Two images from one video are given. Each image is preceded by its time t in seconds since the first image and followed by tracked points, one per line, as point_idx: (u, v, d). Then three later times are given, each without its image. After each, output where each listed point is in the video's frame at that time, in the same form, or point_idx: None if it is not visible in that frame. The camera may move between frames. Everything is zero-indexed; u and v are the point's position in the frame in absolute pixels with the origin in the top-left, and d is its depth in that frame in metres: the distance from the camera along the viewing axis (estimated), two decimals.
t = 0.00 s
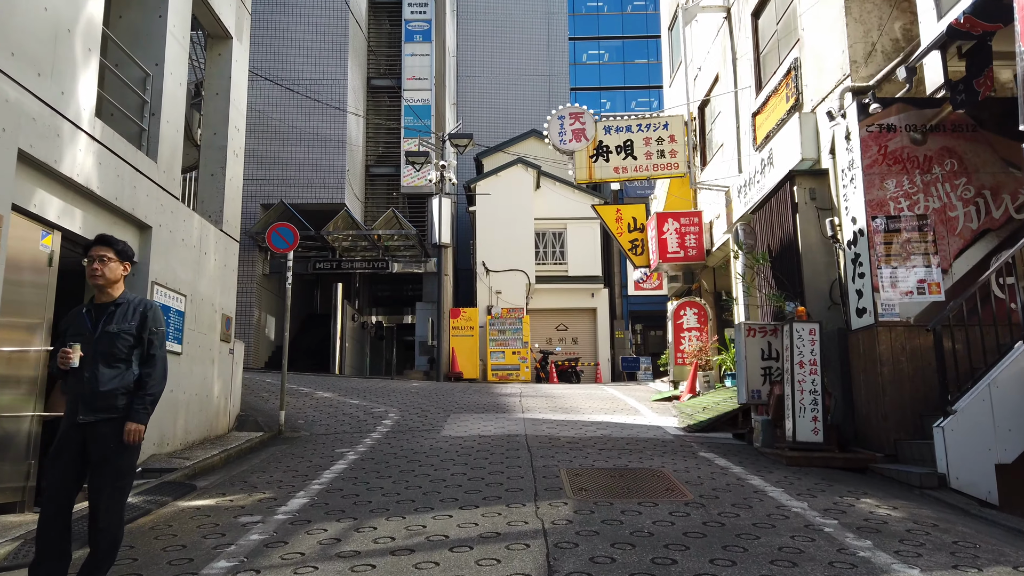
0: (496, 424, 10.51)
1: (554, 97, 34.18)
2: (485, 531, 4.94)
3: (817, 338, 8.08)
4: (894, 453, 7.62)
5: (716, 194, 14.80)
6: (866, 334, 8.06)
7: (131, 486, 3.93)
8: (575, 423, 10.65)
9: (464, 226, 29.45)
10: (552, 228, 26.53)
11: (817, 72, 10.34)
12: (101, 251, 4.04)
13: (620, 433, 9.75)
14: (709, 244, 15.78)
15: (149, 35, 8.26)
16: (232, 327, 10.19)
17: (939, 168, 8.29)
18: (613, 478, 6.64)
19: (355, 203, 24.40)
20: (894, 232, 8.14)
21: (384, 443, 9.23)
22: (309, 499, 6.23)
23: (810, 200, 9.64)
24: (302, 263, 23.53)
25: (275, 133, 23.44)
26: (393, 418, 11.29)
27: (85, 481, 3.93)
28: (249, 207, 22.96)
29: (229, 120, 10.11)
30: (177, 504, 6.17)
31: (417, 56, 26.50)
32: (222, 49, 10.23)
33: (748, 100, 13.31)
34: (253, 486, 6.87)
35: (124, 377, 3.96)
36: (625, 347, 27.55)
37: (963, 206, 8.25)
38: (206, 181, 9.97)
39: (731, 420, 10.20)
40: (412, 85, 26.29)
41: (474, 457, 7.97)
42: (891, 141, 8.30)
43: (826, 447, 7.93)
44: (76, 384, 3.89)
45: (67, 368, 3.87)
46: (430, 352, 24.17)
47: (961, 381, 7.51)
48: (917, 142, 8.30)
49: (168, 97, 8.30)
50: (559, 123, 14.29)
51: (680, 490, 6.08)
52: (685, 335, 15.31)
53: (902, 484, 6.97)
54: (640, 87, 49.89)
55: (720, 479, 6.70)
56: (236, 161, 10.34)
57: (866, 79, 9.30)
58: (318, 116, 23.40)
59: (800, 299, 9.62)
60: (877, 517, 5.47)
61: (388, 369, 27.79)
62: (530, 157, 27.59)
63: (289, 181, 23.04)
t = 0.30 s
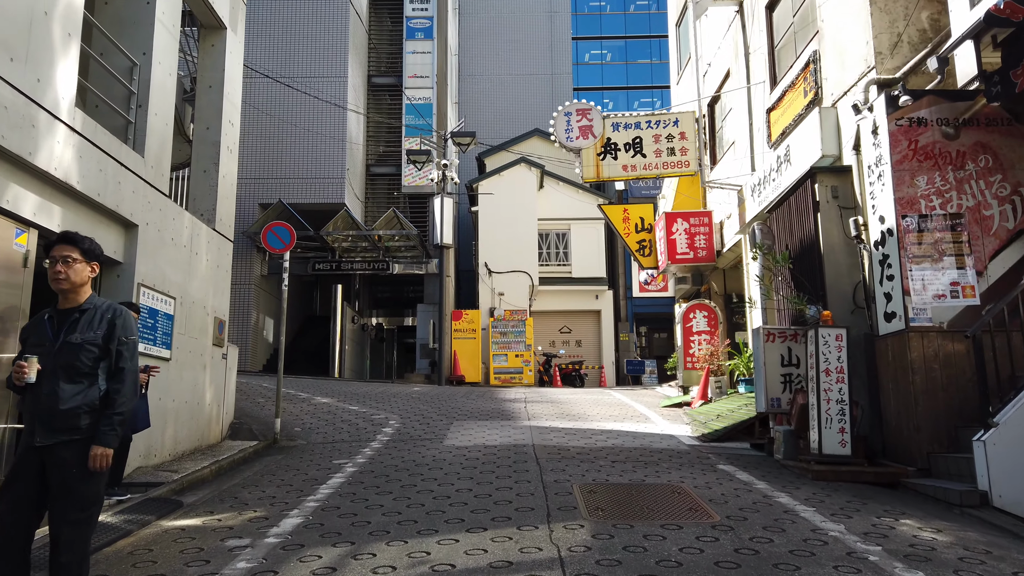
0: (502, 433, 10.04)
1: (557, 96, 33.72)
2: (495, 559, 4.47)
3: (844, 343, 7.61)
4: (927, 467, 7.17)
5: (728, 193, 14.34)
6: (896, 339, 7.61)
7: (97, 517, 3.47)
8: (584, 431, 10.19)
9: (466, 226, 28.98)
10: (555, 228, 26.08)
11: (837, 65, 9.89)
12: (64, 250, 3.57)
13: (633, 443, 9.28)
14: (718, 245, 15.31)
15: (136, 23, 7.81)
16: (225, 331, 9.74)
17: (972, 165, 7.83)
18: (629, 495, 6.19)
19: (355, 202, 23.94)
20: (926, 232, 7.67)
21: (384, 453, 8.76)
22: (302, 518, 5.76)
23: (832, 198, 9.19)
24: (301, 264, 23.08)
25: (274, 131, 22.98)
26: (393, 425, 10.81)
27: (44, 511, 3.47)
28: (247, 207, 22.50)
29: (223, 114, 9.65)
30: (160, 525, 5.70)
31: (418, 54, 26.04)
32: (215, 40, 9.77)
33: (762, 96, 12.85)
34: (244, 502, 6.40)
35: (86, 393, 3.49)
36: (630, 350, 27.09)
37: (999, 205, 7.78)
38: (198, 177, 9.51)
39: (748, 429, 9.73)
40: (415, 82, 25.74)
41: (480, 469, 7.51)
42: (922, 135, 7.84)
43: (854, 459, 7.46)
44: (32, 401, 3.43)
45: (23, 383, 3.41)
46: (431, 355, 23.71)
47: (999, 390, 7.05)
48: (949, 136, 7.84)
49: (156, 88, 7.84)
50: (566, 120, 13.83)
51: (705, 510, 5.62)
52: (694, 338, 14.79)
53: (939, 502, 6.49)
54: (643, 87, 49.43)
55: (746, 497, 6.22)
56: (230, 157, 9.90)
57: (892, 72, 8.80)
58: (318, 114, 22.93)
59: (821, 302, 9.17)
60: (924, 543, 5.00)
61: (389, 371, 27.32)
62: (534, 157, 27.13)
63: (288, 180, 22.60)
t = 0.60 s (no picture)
0: (506, 435, 9.56)
1: (559, 94, 33.26)
2: None
3: (871, 341, 7.13)
4: (961, 472, 6.69)
5: (738, 187, 13.88)
6: (926, 336, 7.14)
7: (42, 534, 3.02)
8: (591, 434, 9.70)
9: (467, 225, 28.50)
10: (558, 227, 25.64)
11: (856, 50, 9.43)
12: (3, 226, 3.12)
13: (642, 447, 8.80)
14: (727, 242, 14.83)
15: None
16: (215, 329, 9.27)
17: (1007, 151, 7.31)
18: (646, 504, 5.72)
19: (354, 201, 23.48)
20: (957, 222, 7.20)
21: (380, 458, 8.28)
22: (290, 530, 5.27)
23: (853, 188, 8.75)
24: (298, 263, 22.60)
25: (271, 127, 22.51)
26: (390, 428, 10.33)
27: None
28: (243, 204, 22.04)
29: (212, 101, 9.19)
30: (135, 537, 5.22)
31: (418, 49, 25.59)
32: (205, 23, 9.32)
33: (774, 86, 12.38)
34: (228, 512, 5.92)
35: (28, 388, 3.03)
36: (634, 351, 26.60)
37: None
38: (186, 167, 9.04)
39: (764, 432, 9.27)
40: (415, 79, 25.37)
41: (482, 474, 7.04)
42: (953, 119, 7.36)
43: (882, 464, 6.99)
44: None
45: None
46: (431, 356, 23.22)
47: None
48: (982, 120, 7.36)
49: (138, 69, 7.37)
50: (570, 112, 13.47)
51: (731, 521, 5.15)
52: (703, 339, 14.31)
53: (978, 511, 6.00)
54: (646, 87, 48.97)
55: (771, 505, 5.75)
56: (220, 146, 9.43)
57: (917, 54, 8.27)
58: (316, 110, 22.46)
59: (841, 298, 8.70)
60: (975, 558, 4.52)
61: (388, 373, 26.83)
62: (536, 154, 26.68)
63: (286, 177, 22.14)
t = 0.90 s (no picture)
0: (509, 444, 9.09)
1: (561, 92, 32.79)
2: None
3: (901, 346, 6.66)
4: (1001, 488, 6.21)
5: (748, 184, 13.43)
6: (960, 342, 6.67)
7: None
8: (600, 443, 9.25)
9: (467, 225, 28.04)
10: (560, 227, 25.23)
11: (875, 38, 9.01)
12: None
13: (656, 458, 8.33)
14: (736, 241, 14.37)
15: None
16: (203, 333, 8.82)
17: None
18: (666, 526, 5.26)
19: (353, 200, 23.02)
20: (994, 219, 6.72)
21: (376, 469, 7.81)
22: (276, 555, 4.81)
23: (876, 184, 8.28)
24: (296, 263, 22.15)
25: (267, 125, 22.03)
26: (389, 436, 9.87)
27: None
28: (238, 204, 21.57)
29: (200, 93, 8.75)
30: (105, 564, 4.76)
31: (418, 46, 25.10)
32: (192, 11, 8.87)
33: (786, 80, 11.95)
34: (211, 533, 5.46)
35: None
36: (637, 353, 26.11)
37: None
38: (172, 162, 8.58)
39: (781, 441, 8.82)
40: (415, 76, 24.85)
41: (485, 489, 6.57)
42: (987, 110, 6.89)
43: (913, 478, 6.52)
44: None
45: None
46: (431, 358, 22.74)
47: None
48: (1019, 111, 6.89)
49: (118, 58, 6.93)
50: (575, 107, 12.93)
51: (761, 547, 4.69)
52: (712, 342, 13.88)
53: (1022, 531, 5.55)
54: (647, 86, 48.50)
55: (801, 526, 5.29)
56: (208, 140, 8.99)
57: (945, 43, 7.79)
58: (313, 107, 21.99)
59: (864, 300, 8.25)
60: None
61: (387, 375, 26.34)
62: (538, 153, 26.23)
63: (283, 176, 21.69)
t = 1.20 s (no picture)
0: (515, 448, 8.63)
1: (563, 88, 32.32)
2: None
3: (938, 343, 6.20)
4: None
5: (760, 177, 12.98)
6: (1000, 338, 6.23)
7: None
8: (610, 446, 8.78)
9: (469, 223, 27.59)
10: (563, 224, 24.79)
11: (899, 20, 8.55)
12: None
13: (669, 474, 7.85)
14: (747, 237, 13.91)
15: None
16: (193, 330, 8.37)
17: None
18: (690, 538, 4.82)
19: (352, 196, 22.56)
20: None
21: (375, 475, 7.35)
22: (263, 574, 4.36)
23: (903, 172, 7.83)
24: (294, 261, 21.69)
25: (264, 120, 21.57)
26: (389, 440, 9.41)
27: None
28: (235, 200, 21.13)
29: (189, 78, 8.31)
30: None
31: (419, 41, 24.66)
32: None
33: (802, 68, 11.49)
34: (193, 547, 5.01)
35: None
36: (642, 352, 25.65)
37: None
38: (159, 149, 8.13)
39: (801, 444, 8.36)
40: (415, 71, 24.38)
41: (490, 497, 6.11)
42: None
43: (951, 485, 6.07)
44: None
45: None
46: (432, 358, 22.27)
47: None
48: None
49: (99, 36, 6.48)
50: (582, 97, 12.59)
51: (800, 565, 4.23)
52: (723, 341, 13.34)
53: None
54: (649, 85, 48.01)
55: (839, 540, 4.83)
56: (199, 128, 8.55)
57: (978, 23, 7.24)
58: (312, 101, 21.53)
59: (891, 295, 7.81)
60: None
61: (387, 376, 25.86)
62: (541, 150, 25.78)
63: (280, 172, 21.24)
